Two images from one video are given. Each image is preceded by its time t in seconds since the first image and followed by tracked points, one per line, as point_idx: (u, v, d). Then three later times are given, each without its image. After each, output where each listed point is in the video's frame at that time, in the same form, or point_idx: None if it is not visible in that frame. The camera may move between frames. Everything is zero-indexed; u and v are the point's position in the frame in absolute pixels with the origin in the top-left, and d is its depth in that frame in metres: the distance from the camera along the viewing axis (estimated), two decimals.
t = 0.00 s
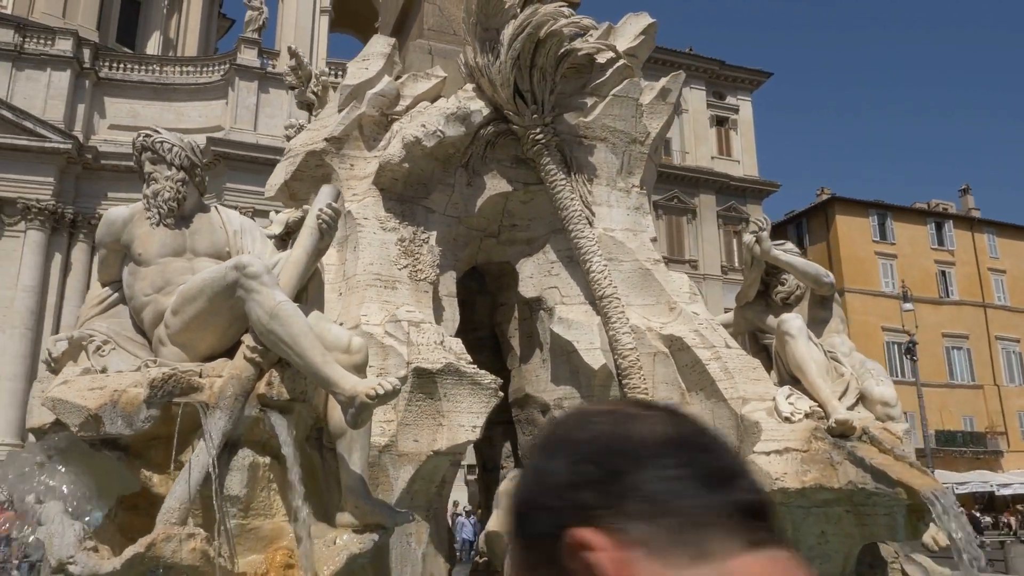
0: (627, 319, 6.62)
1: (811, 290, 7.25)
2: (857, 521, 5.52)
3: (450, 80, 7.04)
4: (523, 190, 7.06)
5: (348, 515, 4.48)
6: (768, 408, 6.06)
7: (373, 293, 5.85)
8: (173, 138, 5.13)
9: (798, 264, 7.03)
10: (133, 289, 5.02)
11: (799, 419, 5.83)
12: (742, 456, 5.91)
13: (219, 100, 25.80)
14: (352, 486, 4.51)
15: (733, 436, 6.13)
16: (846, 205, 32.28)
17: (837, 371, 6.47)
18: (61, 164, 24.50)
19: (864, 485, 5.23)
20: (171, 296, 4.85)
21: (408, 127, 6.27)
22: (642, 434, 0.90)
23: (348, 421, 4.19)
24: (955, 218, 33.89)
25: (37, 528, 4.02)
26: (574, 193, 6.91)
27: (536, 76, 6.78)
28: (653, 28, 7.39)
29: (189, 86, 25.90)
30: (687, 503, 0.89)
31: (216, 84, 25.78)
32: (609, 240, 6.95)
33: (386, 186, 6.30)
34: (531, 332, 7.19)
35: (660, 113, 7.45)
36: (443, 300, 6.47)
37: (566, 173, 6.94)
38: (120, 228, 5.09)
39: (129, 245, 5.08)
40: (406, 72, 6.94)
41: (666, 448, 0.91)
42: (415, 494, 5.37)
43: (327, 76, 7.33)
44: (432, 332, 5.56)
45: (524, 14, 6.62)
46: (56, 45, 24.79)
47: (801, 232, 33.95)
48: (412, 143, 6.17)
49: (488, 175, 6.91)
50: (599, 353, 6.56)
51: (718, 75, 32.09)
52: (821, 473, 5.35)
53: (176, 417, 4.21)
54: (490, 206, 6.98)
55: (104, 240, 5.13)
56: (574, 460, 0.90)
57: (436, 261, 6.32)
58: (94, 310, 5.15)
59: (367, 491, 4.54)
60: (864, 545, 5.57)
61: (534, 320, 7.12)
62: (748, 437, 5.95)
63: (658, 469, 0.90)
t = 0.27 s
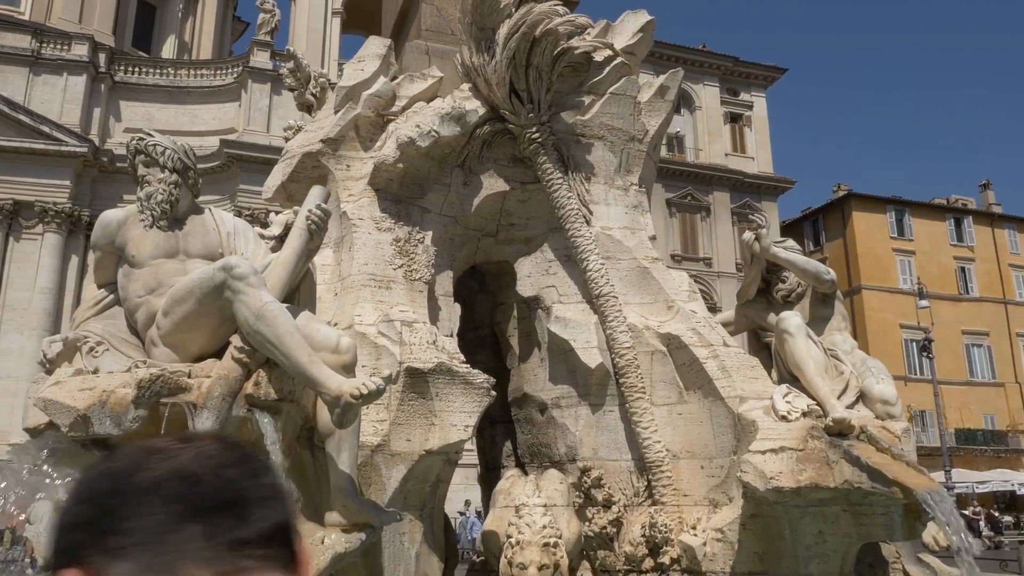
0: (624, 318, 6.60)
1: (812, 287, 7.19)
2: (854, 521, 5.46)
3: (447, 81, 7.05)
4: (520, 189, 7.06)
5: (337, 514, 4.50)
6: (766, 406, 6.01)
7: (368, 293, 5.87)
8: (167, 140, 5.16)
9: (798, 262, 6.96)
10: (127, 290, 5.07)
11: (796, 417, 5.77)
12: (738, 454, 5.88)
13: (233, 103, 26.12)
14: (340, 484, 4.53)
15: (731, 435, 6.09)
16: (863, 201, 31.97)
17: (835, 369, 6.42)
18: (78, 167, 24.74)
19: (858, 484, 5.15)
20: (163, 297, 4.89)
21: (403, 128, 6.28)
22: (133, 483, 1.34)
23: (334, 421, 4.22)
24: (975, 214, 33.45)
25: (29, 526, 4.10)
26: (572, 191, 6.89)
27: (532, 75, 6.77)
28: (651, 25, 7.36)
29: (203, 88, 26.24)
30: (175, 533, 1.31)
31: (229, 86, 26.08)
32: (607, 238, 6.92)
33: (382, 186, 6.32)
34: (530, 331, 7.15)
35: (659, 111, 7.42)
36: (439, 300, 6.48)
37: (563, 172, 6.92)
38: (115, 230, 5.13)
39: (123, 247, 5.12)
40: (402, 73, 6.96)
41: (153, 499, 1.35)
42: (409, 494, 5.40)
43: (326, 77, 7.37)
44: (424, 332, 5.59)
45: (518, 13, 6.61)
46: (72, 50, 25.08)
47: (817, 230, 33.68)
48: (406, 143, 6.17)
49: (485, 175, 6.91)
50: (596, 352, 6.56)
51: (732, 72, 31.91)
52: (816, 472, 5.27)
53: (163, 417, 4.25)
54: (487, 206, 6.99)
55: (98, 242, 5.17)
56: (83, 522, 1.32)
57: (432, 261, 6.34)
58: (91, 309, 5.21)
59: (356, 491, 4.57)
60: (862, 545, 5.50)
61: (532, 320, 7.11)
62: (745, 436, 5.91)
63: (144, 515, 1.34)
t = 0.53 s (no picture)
0: (620, 316, 6.57)
1: (811, 284, 7.13)
2: (849, 520, 5.41)
3: (442, 79, 7.04)
4: (516, 187, 7.04)
5: (324, 513, 4.51)
6: (761, 404, 5.96)
7: (361, 293, 5.88)
8: (156, 142, 5.20)
9: (796, 258, 6.90)
10: (118, 291, 5.11)
11: (791, 415, 5.72)
12: (733, 452, 5.84)
13: (245, 104, 26.29)
14: (327, 483, 4.55)
15: (727, 432, 6.05)
16: (879, 198, 31.66)
17: (832, 366, 6.36)
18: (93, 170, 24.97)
19: (852, 482, 5.10)
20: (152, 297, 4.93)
21: (396, 127, 6.29)
22: None
23: (317, 419, 4.22)
24: (993, 210, 33.03)
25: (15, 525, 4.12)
26: (567, 189, 6.87)
27: (526, 73, 6.75)
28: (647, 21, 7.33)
29: (216, 91, 26.43)
30: None
31: (242, 88, 26.25)
32: (602, 236, 6.89)
33: (376, 186, 6.33)
34: (527, 330, 7.14)
35: (655, 107, 7.38)
36: (433, 299, 6.49)
37: (558, 169, 6.90)
38: (106, 231, 5.17)
39: (114, 248, 5.16)
40: (397, 72, 6.97)
41: None
42: (400, 493, 5.40)
43: (322, 77, 7.38)
44: (415, 330, 5.59)
45: (512, 11, 6.58)
46: (87, 54, 25.32)
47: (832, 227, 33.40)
48: (398, 142, 6.18)
49: (480, 173, 6.90)
50: (590, 350, 6.53)
51: (745, 68, 31.72)
52: (809, 470, 5.21)
53: (149, 416, 4.28)
54: (483, 205, 6.98)
55: (91, 243, 5.22)
56: None
57: (425, 259, 6.33)
58: (84, 310, 5.26)
59: (343, 489, 4.58)
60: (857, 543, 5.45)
61: (529, 318, 7.09)
62: (740, 434, 5.87)
63: None
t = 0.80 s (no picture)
0: (613, 314, 6.53)
1: (808, 281, 7.06)
2: (841, 518, 5.35)
3: (435, 77, 7.03)
4: (510, 185, 7.03)
5: (308, 511, 4.52)
6: (754, 402, 5.91)
7: (351, 292, 5.88)
8: (144, 142, 5.23)
9: (791, 255, 6.84)
10: (108, 291, 5.14)
11: (783, 413, 5.66)
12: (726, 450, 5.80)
13: (255, 105, 26.38)
14: (311, 481, 4.56)
15: (720, 430, 6.00)
16: (893, 194, 31.37)
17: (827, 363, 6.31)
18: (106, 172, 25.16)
19: (843, 480, 5.04)
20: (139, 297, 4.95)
21: (387, 125, 6.29)
22: None
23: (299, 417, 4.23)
24: (1009, 205, 32.65)
25: None
26: (560, 187, 6.84)
27: (519, 71, 6.73)
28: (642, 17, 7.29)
29: (227, 93, 26.53)
30: None
31: (252, 90, 26.33)
32: (597, 234, 6.85)
33: (368, 185, 6.33)
34: (522, 328, 7.13)
35: (650, 103, 7.34)
36: (426, 298, 6.49)
37: (551, 167, 6.87)
38: (95, 231, 5.21)
39: (103, 248, 5.20)
40: (390, 71, 6.97)
41: None
42: (388, 492, 5.41)
43: (316, 76, 7.38)
44: (403, 329, 5.59)
45: (504, 7, 6.56)
46: (99, 57, 25.56)
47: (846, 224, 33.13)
48: (389, 141, 6.19)
49: (473, 171, 6.89)
50: (583, 348, 6.51)
51: (756, 64, 31.53)
52: (800, 468, 5.16)
53: (132, 415, 4.31)
54: (476, 203, 6.97)
55: (81, 243, 5.25)
56: None
57: (417, 258, 6.33)
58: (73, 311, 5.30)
59: (326, 487, 4.58)
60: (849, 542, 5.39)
61: (524, 316, 7.07)
62: (732, 432, 5.82)
63: None
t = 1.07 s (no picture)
0: (604, 311, 6.51)
1: (803, 278, 7.00)
2: (830, 517, 5.30)
3: (426, 76, 7.04)
4: (502, 183, 7.02)
5: (290, 510, 4.53)
6: (744, 400, 5.86)
7: (339, 291, 5.90)
8: (131, 143, 5.27)
9: (785, 251, 6.78)
10: (94, 291, 5.19)
11: (772, 411, 5.63)
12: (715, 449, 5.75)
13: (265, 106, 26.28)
14: (293, 479, 4.57)
15: (710, 428, 5.97)
16: (906, 191, 31.08)
17: (819, 361, 6.26)
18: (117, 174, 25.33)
19: (830, 479, 4.99)
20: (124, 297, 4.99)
21: (376, 125, 6.30)
22: None
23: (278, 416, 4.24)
24: None
25: None
26: (552, 185, 6.83)
27: (508, 69, 6.72)
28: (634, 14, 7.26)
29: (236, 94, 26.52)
30: None
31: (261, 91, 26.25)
32: (588, 232, 6.82)
33: (357, 184, 6.35)
34: (515, 327, 7.11)
35: (643, 101, 7.31)
36: (417, 296, 6.49)
37: (543, 165, 6.86)
38: (83, 232, 5.25)
39: (90, 249, 5.24)
40: (381, 70, 6.97)
41: None
42: (375, 490, 5.41)
43: (309, 76, 7.40)
44: (389, 328, 5.60)
45: (493, 6, 6.55)
46: (110, 60, 25.78)
47: (858, 221, 32.87)
48: (377, 140, 6.19)
49: (465, 170, 6.89)
50: (574, 347, 6.49)
51: (767, 61, 31.36)
52: (787, 467, 5.13)
53: (114, 414, 4.36)
54: (468, 202, 6.96)
55: (68, 244, 5.29)
56: None
57: (406, 257, 6.33)
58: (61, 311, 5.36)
59: (308, 485, 4.59)
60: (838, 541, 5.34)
61: (516, 315, 7.06)
62: (722, 430, 5.78)
63: None
